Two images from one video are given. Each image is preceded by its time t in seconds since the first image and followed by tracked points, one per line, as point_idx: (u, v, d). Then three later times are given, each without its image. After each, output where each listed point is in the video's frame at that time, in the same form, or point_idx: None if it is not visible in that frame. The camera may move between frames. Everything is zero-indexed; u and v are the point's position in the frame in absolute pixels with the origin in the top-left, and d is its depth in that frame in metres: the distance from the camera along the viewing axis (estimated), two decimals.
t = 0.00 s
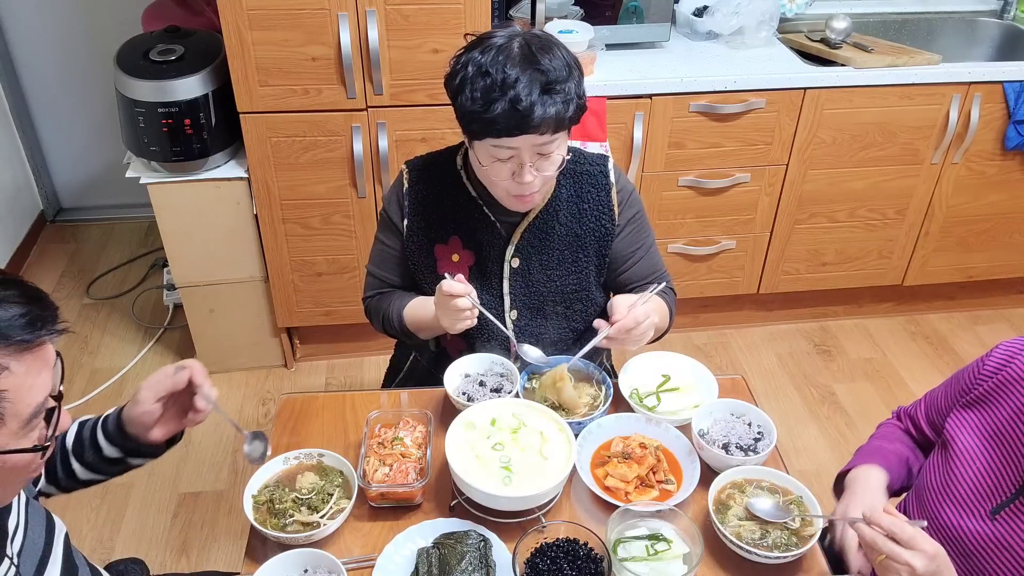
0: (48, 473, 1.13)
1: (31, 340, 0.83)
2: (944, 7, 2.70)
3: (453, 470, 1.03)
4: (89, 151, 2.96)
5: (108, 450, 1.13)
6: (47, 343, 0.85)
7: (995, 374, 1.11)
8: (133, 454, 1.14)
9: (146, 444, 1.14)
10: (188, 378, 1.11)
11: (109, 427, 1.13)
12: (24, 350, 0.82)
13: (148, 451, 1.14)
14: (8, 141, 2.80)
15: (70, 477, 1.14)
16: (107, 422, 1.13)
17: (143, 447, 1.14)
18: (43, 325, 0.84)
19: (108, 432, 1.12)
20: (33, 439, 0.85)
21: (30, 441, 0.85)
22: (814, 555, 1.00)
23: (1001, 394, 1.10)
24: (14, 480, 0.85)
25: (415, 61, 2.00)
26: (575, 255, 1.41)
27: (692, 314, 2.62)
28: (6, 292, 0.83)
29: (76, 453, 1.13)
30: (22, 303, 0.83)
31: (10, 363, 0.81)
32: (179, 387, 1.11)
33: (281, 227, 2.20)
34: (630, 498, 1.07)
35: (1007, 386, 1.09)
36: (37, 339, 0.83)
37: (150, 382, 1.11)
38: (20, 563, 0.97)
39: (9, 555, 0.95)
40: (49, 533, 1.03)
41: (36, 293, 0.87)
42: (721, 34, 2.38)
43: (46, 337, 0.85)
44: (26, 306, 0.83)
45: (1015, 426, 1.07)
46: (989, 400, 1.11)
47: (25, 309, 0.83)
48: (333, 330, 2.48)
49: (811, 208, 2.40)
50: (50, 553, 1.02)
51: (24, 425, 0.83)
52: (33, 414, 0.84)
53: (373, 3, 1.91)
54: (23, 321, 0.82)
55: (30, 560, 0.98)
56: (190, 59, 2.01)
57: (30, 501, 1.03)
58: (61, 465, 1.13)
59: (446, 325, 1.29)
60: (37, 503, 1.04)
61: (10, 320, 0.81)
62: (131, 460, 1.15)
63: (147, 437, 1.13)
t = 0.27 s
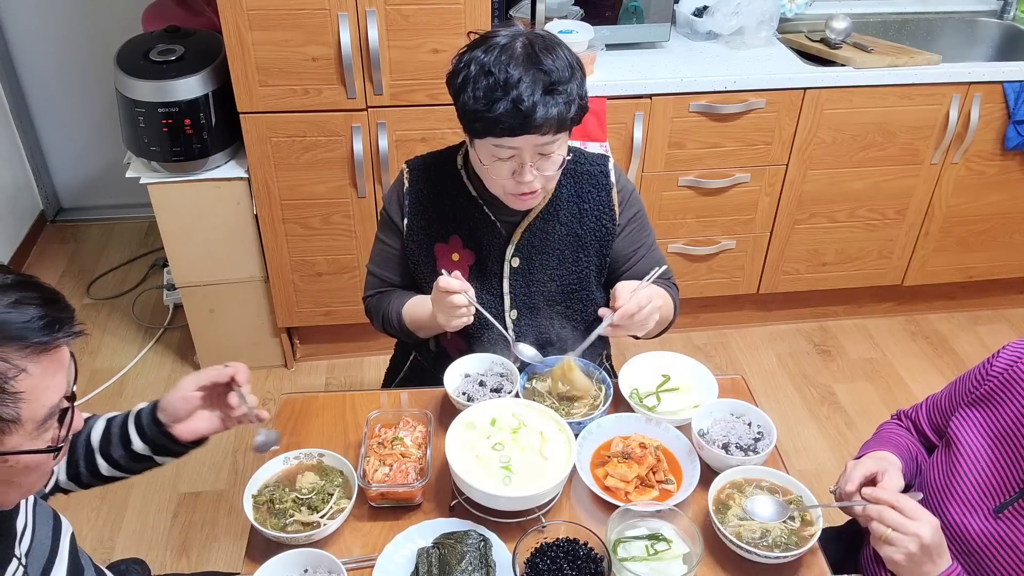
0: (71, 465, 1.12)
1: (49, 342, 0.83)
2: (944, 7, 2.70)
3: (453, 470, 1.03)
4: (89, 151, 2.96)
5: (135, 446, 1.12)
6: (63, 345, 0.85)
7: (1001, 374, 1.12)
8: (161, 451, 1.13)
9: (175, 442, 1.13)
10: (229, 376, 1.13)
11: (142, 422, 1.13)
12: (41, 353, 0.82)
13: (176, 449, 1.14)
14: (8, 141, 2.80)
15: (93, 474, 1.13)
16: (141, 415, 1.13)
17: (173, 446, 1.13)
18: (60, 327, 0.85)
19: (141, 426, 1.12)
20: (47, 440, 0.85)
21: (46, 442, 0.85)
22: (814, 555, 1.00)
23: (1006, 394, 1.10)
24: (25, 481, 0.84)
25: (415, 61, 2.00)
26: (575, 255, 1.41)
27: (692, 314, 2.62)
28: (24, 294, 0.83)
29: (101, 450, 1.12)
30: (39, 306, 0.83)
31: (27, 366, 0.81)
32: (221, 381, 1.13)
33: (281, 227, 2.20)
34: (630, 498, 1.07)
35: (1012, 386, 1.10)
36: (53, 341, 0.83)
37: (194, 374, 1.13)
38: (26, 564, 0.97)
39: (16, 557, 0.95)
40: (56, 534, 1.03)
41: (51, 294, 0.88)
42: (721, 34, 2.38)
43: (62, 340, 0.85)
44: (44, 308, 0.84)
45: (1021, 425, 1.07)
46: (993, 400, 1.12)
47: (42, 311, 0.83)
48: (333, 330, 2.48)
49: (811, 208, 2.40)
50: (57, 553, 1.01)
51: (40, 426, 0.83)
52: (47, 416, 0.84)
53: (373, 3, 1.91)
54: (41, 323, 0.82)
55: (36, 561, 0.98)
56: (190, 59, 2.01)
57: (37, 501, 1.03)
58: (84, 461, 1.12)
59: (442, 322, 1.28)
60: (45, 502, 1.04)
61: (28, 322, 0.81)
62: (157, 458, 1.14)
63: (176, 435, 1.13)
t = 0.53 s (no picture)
0: (90, 468, 1.13)
1: (66, 347, 0.83)
2: (944, 7, 2.70)
3: (453, 470, 1.03)
4: (89, 151, 2.96)
5: (153, 449, 1.13)
6: (78, 350, 0.86)
7: (1000, 376, 1.11)
8: (181, 453, 1.14)
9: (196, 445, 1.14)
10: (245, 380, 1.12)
11: (159, 425, 1.13)
12: (58, 357, 0.83)
13: (194, 452, 1.14)
14: (8, 141, 2.80)
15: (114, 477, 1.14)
16: (157, 418, 1.13)
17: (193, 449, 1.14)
18: (77, 333, 0.85)
19: (158, 429, 1.13)
20: (62, 444, 0.85)
21: (61, 446, 0.85)
22: (813, 555, 1.00)
23: (1004, 397, 1.10)
24: (36, 483, 0.84)
25: (415, 61, 2.00)
26: (575, 254, 1.42)
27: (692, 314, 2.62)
28: (43, 298, 0.83)
29: (121, 453, 1.13)
30: (58, 311, 0.83)
31: (45, 371, 0.81)
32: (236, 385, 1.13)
33: (281, 227, 2.20)
34: (630, 497, 1.07)
35: (1010, 387, 1.10)
36: (70, 347, 0.84)
37: (207, 378, 1.12)
38: (35, 566, 0.97)
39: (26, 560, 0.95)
40: (64, 538, 1.03)
41: (69, 297, 0.88)
42: (721, 34, 2.38)
43: (79, 345, 0.85)
44: (62, 314, 0.84)
45: (1019, 428, 1.07)
46: (991, 402, 1.11)
47: (61, 316, 0.83)
48: (333, 330, 2.48)
49: (811, 209, 2.40)
50: (65, 555, 1.01)
51: (55, 431, 0.83)
52: (63, 420, 0.84)
53: (373, 3, 1.91)
54: (60, 328, 0.82)
55: (45, 564, 0.98)
56: (190, 59, 2.01)
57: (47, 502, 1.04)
58: (103, 463, 1.13)
59: (445, 323, 1.28)
60: (53, 505, 1.04)
61: (49, 328, 0.81)
62: (177, 460, 1.15)
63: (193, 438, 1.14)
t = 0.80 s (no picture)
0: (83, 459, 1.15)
1: (87, 354, 0.83)
2: (944, 6, 2.69)
3: (453, 470, 1.03)
4: (89, 151, 2.96)
5: (142, 438, 1.14)
6: (99, 356, 0.86)
7: (1001, 376, 1.12)
8: (168, 441, 1.16)
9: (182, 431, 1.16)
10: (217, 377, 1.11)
11: (142, 417, 1.14)
12: (77, 364, 0.82)
13: (182, 438, 1.17)
14: (8, 141, 2.80)
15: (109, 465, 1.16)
16: (139, 410, 1.14)
17: (180, 436, 1.16)
18: (98, 340, 0.85)
19: (142, 421, 1.14)
20: (75, 449, 0.85)
21: (74, 451, 0.85)
22: (813, 555, 1.00)
23: (1006, 397, 1.10)
24: (48, 485, 0.84)
25: (415, 61, 2.00)
26: (573, 254, 1.42)
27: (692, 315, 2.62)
28: (64, 304, 0.83)
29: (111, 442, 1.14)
30: (78, 317, 0.83)
31: (65, 377, 0.81)
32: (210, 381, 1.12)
33: (281, 227, 2.20)
34: (630, 498, 1.07)
35: (1011, 388, 1.10)
36: (90, 353, 0.83)
37: (180, 375, 1.11)
38: (40, 567, 0.96)
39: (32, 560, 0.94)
40: (67, 540, 1.02)
41: (89, 304, 0.87)
42: (721, 34, 2.38)
43: (99, 352, 0.85)
44: (83, 320, 0.84)
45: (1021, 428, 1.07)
46: (991, 402, 1.12)
47: (82, 323, 0.83)
48: (333, 330, 2.48)
49: (811, 209, 2.40)
50: (68, 557, 1.01)
51: (69, 436, 0.83)
52: (79, 425, 0.84)
53: (373, 3, 1.91)
54: (81, 335, 0.82)
55: (49, 564, 0.98)
56: (190, 59, 2.01)
57: (51, 504, 1.03)
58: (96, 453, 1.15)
59: (444, 323, 1.28)
60: (57, 504, 1.04)
61: (70, 335, 0.81)
62: (166, 446, 1.17)
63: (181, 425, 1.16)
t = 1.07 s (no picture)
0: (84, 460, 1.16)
1: (102, 353, 0.83)
2: (944, 7, 2.70)
3: (453, 470, 1.03)
4: (89, 151, 2.96)
5: (140, 448, 1.15)
6: (113, 355, 0.86)
7: (1003, 379, 1.11)
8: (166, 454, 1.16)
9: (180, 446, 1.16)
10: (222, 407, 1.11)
11: (143, 429, 1.14)
12: (92, 363, 0.82)
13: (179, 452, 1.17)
14: (8, 140, 2.80)
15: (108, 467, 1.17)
16: (140, 422, 1.14)
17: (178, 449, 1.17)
18: (113, 339, 0.85)
19: (142, 433, 1.14)
20: (84, 448, 0.85)
21: (84, 450, 0.85)
22: (813, 555, 1.00)
23: (1008, 401, 1.10)
24: (57, 485, 0.84)
25: (415, 61, 2.00)
26: (573, 254, 1.41)
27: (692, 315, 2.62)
28: (80, 303, 0.83)
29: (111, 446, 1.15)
30: (94, 316, 0.83)
31: (81, 376, 0.81)
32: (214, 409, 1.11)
33: (281, 227, 2.20)
34: (630, 498, 1.07)
35: (1013, 393, 1.10)
36: (106, 352, 0.83)
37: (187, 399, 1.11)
38: (44, 565, 0.96)
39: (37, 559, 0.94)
40: (71, 540, 1.02)
41: (104, 302, 0.87)
42: (721, 34, 2.38)
43: (114, 351, 0.85)
44: (97, 320, 0.83)
45: None
46: (993, 407, 1.12)
47: (98, 323, 0.83)
48: (333, 330, 2.48)
49: (811, 209, 2.40)
50: (71, 557, 1.00)
51: (81, 435, 0.83)
52: (91, 424, 0.84)
53: (373, 3, 1.91)
54: (97, 334, 0.82)
55: (53, 563, 0.97)
56: (190, 59, 2.01)
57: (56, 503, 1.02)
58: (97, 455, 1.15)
59: (443, 327, 1.28)
60: (61, 503, 1.03)
61: (85, 335, 0.81)
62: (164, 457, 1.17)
63: (179, 438, 1.16)
